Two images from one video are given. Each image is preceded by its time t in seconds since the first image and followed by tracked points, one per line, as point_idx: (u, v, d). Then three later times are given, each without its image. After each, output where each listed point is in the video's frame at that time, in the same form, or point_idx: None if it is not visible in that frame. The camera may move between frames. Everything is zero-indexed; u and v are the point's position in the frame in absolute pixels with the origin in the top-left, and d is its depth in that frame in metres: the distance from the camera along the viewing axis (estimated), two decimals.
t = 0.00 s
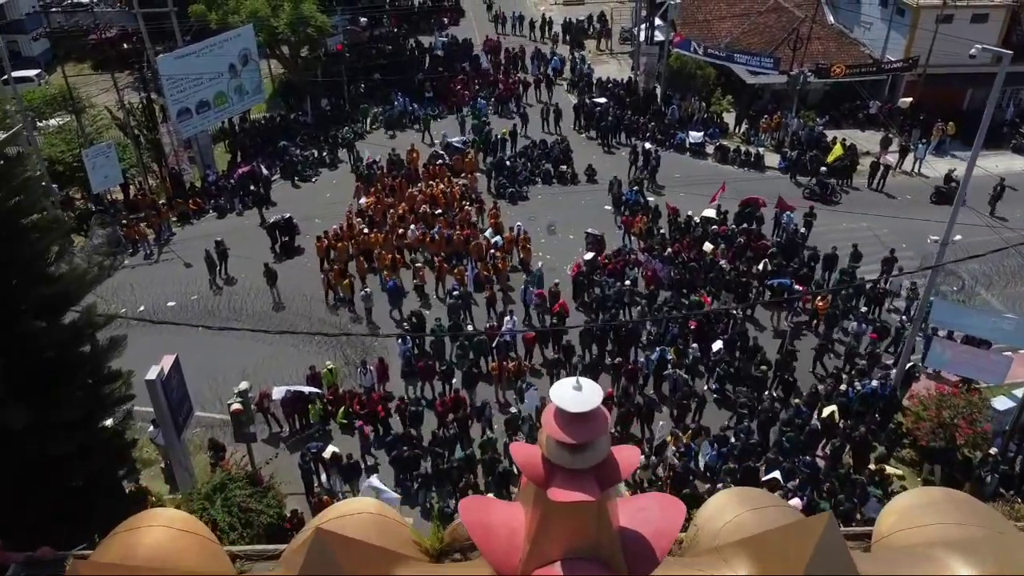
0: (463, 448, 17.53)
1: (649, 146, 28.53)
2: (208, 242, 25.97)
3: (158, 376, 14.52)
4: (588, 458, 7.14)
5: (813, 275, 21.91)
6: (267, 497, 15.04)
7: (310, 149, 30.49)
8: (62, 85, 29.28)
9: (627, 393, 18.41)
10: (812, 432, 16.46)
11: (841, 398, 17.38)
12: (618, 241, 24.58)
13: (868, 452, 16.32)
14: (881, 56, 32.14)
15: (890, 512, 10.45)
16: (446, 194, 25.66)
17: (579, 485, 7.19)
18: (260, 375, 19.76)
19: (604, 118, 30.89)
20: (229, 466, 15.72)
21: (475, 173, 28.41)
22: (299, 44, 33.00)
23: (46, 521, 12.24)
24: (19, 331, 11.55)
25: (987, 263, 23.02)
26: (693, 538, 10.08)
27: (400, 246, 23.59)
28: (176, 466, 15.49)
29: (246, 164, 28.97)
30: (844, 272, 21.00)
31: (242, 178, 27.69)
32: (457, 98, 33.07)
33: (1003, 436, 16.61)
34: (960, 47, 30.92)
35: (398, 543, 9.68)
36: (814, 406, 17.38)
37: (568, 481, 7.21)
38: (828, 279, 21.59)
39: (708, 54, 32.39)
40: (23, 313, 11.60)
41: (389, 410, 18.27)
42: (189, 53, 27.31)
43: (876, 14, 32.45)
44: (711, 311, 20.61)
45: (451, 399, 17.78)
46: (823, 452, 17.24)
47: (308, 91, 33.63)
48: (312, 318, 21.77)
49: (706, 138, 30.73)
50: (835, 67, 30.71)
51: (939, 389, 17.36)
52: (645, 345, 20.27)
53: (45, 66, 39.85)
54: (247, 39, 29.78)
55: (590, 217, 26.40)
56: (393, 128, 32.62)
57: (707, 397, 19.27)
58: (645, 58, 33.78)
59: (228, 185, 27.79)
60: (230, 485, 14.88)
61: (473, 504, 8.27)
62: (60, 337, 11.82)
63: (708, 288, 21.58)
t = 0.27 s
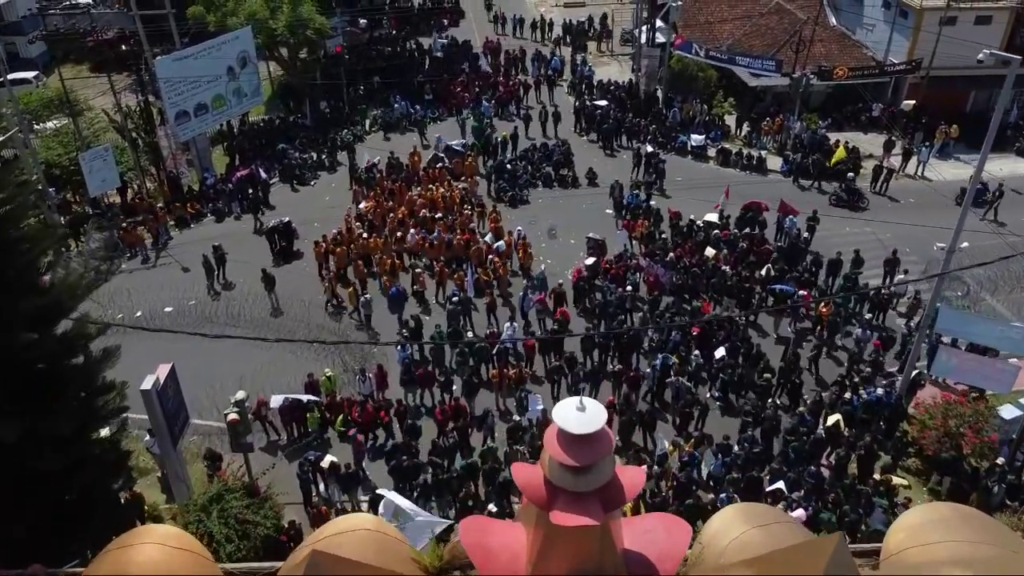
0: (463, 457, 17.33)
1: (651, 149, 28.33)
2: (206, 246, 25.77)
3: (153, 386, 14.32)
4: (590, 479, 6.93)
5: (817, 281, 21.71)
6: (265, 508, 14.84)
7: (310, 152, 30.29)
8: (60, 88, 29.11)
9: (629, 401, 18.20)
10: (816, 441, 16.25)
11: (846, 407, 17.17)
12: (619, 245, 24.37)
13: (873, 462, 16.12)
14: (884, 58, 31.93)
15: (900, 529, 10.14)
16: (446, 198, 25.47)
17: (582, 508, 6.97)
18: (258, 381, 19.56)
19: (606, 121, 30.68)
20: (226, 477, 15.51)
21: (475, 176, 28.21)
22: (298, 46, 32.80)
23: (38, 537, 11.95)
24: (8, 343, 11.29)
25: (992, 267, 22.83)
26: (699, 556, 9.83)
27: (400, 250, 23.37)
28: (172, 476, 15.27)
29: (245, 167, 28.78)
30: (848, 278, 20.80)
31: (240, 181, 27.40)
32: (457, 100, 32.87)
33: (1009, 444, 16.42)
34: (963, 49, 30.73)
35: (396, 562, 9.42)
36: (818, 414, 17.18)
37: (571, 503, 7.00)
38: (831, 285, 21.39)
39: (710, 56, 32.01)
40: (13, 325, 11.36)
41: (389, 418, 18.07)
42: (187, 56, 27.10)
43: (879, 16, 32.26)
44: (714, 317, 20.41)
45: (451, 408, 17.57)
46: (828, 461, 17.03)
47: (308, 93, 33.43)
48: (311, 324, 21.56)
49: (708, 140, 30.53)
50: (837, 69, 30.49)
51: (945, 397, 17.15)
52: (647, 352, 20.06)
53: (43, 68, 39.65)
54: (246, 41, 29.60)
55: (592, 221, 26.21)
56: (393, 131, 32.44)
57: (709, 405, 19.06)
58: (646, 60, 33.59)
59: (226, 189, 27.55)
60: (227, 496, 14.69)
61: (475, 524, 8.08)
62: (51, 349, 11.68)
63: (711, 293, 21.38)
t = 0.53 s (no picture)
0: (463, 466, 17.13)
1: (652, 153, 28.14)
2: (204, 250, 25.56)
3: (148, 396, 14.10)
4: (595, 502, 6.75)
5: (820, 286, 21.52)
6: (262, 519, 14.64)
7: (309, 155, 30.08)
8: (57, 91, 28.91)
9: (631, 409, 17.99)
10: (820, 451, 16.04)
11: (850, 415, 16.98)
12: (621, 250, 24.14)
13: (878, 473, 15.90)
14: (887, 60, 31.74)
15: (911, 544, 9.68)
16: (446, 202, 25.27)
17: (588, 533, 6.77)
18: (255, 389, 19.36)
19: (606, 124, 30.47)
20: (223, 487, 15.31)
21: (475, 180, 28.01)
22: (297, 48, 32.59)
23: (34, 550, 11.83)
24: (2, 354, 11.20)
25: (997, 272, 22.60)
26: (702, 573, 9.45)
27: (399, 255, 23.15)
28: (168, 486, 15.06)
29: (244, 171, 28.57)
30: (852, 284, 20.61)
31: (239, 185, 27.13)
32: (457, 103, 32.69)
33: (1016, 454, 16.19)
34: (967, 52, 30.53)
35: None
36: (822, 423, 16.98)
37: (576, 529, 6.79)
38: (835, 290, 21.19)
39: (712, 59, 31.74)
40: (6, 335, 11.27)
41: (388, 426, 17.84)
42: (184, 59, 26.91)
43: (882, 18, 32.10)
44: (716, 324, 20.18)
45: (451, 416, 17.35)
46: (832, 470, 16.81)
47: (307, 96, 33.24)
48: (309, 330, 21.35)
49: (710, 143, 30.32)
50: (840, 72, 30.28)
51: (951, 406, 16.94)
52: (649, 358, 19.83)
53: (41, 70, 39.43)
54: (244, 43, 29.41)
55: (593, 225, 26.00)
56: (393, 134, 32.24)
57: (712, 412, 18.85)
58: (647, 62, 33.41)
59: (225, 193, 27.30)
60: (223, 507, 14.51)
61: (473, 546, 7.49)
62: (44, 361, 11.64)
63: (713, 299, 21.17)
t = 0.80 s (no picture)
0: (463, 475, 16.91)
1: (654, 156, 27.93)
2: (202, 255, 25.34)
3: (143, 406, 13.87)
4: (598, 525, 6.92)
5: (823, 292, 21.31)
6: (259, 530, 14.42)
7: (308, 158, 29.86)
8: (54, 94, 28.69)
9: (633, 417, 17.77)
10: (826, 460, 15.82)
11: (855, 424, 16.77)
12: (622, 254, 23.93)
13: (884, 483, 15.69)
14: (890, 62, 31.54)
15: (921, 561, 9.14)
16: (446, 206, 25.06)
17: (590, 555, 6.97)
18: (253, 396, 19.13)
19: (607, 127, 30.26)
20: (219, 498, 15.08)
21: (476, 183, 27.80)
22: (296, 50, 32.38)
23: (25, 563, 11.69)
24: None
25: (1002, 277, 22.38)
26: None
27: (398, 259, 22.93)
28: (164, 497, 14.85)
29: (242, 174, 28.34)
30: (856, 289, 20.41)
31: (237, 188, 26.93)
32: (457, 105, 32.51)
33: None
34: (971, 54, 30.33)
35: None
36: (827, 432, 16.76)
37: (578, 550, 6.96)
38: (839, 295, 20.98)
39: (714, 61, 31.48)
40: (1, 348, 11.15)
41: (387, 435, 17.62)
42: (182, 61, 26.71)
43: (885, 20, 31.89)
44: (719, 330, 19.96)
45: (451, 424, 17.13)
46: (837, 480, 16.60)
47: (306, 98, 33.04)
48: (308, 335, 21.13)
49: (711, 146, 30.12)
50: (843, 74, 30.03)
51: (957, 415, 16.75)
52: (652, 365, 19.63)
53: (38, 72, 39.19)
54: (242, 46, 29.21)
55: (594, 228, 25.80)
56: (392, 137, 32.03)
57: (715, 420, 18.63)
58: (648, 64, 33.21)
59: (223, 196, 27.07)
60: (220, 519, 14.28)
61: (474, 570, 6.79)
62: (36, 372, 11.55)
63: (716, 304, 20.96)
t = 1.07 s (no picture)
0: (463, 484, 16.69)
1: (656, 159, 27.71)
2: (200, 259, 25.12)
3: (138, 416, 13.65)
4: (604, 555, 6.28)
5: (826, 297, 21.10)
6: (256, 542, 14.19)
7: (306, 160, 29.65)
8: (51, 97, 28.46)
9: (635, 425, 17.55)
10: (831, 469, 15.60)
11: (860, 432, 16.56)
12: (623, 259, 23.72)
13: (890, 492, 15.49)
14: (892, 65, 31.34)
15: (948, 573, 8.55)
16: (445, 209, 24.85)
17: None
18: (250, 403, 18.91)
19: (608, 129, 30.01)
20: (216, 508, 14.86)
21: (476, 187, 27.58)
22: (295, 52, 32.16)
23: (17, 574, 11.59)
24: None
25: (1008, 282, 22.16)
26: None
27: (397, 264, 22.71)
28: (159, 508, 14.62)
29: (240, 177, 28.11)
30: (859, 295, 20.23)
31: (236, 192, 26.71)
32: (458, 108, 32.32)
33: None
34: (975, 56, 30.12)
35: None
36: (832, 440, 16.55)
37: None
38: (842, 301, 20.77)
39: (716, 63, 31.25)
40: None
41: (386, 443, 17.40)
42: (180, 63, 26.51)
43: (887, 21, 31.67)
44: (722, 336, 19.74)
45: (451, 432, 16.91)
46: (842, 489, 16.39)
47: (305, 100, 32.84)
48: (306, 341, 20.91)
49: (713, 149, 29.90)
50: (846, 77, 29.80)
51: (964, 424, 16.55)
52: (654, 371, 19.41)
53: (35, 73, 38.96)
54: (241, 47, 29.00)
55: (595, 232, 25.58)
56: (392, 139, 31.81)
57: (718, 427, 18.42)
58: (650, 66, 33.02)
59: (221, 200, 26.80)
60: (216, 530, 14.06)
61: None
62: (25, 386, 11.35)
63: (718, 310, 20.76)
